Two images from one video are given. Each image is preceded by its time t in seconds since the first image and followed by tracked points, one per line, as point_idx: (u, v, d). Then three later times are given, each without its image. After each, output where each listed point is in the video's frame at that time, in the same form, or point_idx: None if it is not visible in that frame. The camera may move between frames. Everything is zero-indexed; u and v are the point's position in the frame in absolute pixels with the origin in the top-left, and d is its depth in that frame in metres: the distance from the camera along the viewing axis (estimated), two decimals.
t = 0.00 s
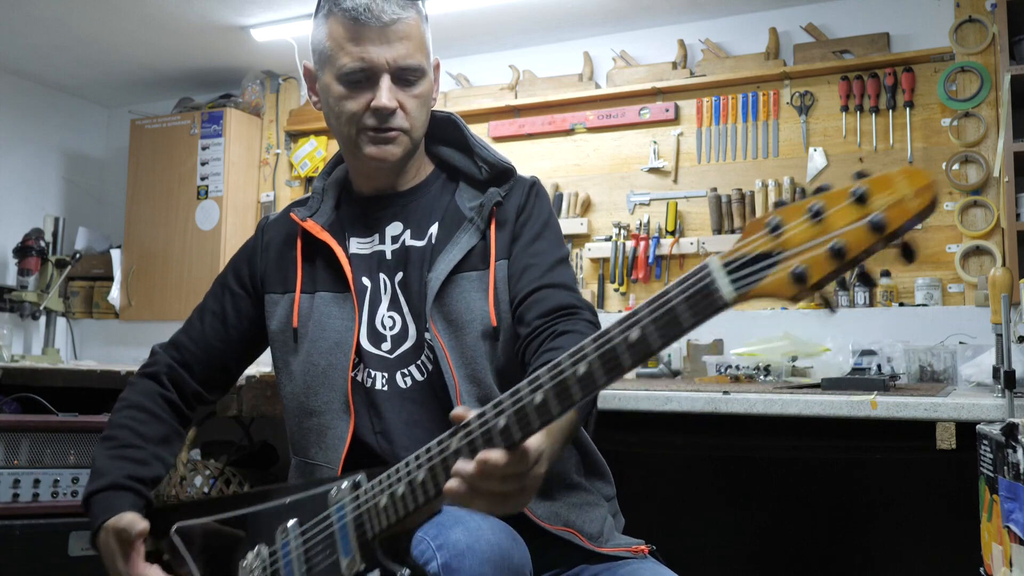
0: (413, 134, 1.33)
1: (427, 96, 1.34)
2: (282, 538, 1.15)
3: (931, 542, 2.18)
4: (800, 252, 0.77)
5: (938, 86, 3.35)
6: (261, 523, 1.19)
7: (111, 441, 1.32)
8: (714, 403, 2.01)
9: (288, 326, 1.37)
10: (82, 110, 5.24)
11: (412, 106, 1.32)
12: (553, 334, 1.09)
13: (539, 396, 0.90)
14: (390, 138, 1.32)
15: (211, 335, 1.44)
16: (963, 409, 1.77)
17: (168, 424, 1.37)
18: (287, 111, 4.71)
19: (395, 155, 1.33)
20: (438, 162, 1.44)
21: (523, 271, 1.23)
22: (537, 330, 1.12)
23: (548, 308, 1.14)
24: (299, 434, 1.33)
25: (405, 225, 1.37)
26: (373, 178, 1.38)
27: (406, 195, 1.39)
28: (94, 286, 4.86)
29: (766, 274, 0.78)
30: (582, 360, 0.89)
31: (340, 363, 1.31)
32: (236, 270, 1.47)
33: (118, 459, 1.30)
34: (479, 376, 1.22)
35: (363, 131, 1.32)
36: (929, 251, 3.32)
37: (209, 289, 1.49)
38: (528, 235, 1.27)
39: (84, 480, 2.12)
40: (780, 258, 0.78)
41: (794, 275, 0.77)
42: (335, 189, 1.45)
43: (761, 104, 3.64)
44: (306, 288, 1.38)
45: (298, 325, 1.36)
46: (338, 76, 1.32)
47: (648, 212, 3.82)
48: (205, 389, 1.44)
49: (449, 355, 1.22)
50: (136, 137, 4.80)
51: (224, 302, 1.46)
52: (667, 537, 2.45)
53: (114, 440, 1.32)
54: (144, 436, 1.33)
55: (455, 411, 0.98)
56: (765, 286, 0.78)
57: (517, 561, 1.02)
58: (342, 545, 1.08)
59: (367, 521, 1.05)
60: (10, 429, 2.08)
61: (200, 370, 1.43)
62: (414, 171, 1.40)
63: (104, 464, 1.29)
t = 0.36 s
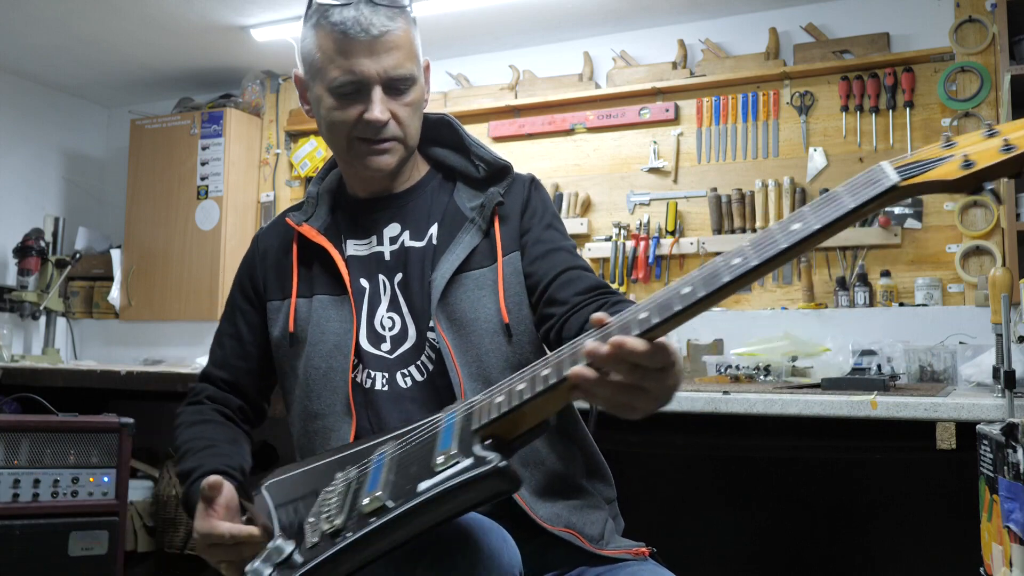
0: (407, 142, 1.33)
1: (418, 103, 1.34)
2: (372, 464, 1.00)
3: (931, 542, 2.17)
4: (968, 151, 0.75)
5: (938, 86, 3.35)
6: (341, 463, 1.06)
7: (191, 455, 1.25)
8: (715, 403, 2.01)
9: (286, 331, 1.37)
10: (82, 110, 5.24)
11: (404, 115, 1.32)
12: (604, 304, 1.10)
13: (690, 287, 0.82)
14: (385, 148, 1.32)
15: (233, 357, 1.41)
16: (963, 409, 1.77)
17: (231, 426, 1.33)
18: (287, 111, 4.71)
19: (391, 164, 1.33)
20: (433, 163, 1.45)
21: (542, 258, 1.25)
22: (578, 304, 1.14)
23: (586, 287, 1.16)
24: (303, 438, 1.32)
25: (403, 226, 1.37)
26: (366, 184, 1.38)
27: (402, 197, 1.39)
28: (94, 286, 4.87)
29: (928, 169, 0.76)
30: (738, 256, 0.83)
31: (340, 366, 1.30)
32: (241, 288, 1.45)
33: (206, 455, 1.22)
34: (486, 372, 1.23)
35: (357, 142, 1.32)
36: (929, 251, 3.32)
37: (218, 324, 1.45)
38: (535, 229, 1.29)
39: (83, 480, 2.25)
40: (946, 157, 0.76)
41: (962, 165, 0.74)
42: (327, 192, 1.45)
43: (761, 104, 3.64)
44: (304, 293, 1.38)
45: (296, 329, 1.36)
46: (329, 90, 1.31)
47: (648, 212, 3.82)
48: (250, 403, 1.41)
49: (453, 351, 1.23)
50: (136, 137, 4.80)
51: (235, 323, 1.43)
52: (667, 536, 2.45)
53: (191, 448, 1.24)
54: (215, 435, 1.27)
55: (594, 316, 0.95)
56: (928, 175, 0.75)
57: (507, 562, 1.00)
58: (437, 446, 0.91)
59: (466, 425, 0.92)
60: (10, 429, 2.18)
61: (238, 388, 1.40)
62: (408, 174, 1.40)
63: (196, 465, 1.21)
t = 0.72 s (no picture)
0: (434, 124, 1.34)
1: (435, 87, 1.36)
2: (420, 468, 1.04)
3: (931, 542, 2.17)
4: None
5: (938, 86, 3.35)
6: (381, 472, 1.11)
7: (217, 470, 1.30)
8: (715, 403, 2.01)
9: (294, 337, 1.37)
10: (82, 110, 5.24)
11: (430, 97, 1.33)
12: (623, 319, 1.11)
13: (749, 321, 0.81)
14: (418, 129, 1.31)
15: (245, 365, 1.44)
16: (963, 409, 1.77)
17: (253, 435, 1.38)
18: (287, 112, 4.71)
19: (424, 146, 1.32)
20: (439, 164, 1.46)
21: (555, 266, 1.25)
22: (591, 317, 1.15)
23: (599, 298, 1.17)
24: (313, 442, 1.33)
25: (413, 228, 1.38)
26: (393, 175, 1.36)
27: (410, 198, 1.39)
28: (94, 286, 4.87)
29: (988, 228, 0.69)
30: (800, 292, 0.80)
31: (351, 371, 1.30)
32: (248, 294, 1.46)
33: (231, 471, 1.28)
34: (499, 374, 1.23)
35: (390, 127, 1.31)
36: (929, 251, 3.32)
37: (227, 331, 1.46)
38: (546, 234, 1.29)
39: (83, 480, 2.26)
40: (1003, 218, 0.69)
41: None
42: (330, 194, 1.45)
43: (761, 104, 3.64)
44: (310, 298, 1.38)
45: (304, 334, 1.36)
46: (353, 82, 1.31)
47: (648, 212, 3.82)
48: (269, 408, 1.45)
49: (467, 350, 1.24)
50: (136, 137, 4.80)
51: (243, 331, 1.45)
52: (668, 536, 2.45)
53: (216, 465, 1.29)
54: (238, 448, 1.33)
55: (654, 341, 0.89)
56: (989, 233, 0.68)
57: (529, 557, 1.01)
58: (489, 456, 0.94)
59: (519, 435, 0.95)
60: (11, 429, 2.19)
61: (255, 395, 1.44)
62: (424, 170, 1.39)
63: (221, 483, 1.26)
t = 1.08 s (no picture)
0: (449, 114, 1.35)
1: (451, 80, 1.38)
2: (373, 506, 1.11)
3: (931, 542, 2.17)
4: (955, 277, 0.75)
5: (938, 86, 3.35)
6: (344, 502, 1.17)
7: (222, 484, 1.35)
8: (714, 403, 2.02)
9: (298, 335, 1.38)
10: (82, 110, 5.24)
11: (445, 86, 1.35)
12: (608, 340, 1.13)
13: (684, 374, 0.87)
14: (433, 113, 1.32)
15: (251, 364, 1.44)
16: (963, 409, 1.77)
17: (261, 442, 1.40)
18: (287, 112, 4.71)
19: (436, 132, 1.32)
20: (446, 165, 1.46)
21: (551, 279, 1.25)
22: (581, 336, 1.15)
23: (590, 317, 1.18)
24: (315, 442, 1.33)
25: (417, 228, 1.38)
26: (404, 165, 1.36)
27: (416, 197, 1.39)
28: (94, 286, 4.87)
29: (919, 289, 0.75)
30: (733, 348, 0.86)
31: (353, 373, 1.30)
32: (253, 292, 1.45)
33: (233, 492, 1.32)
34: (499, 378, 1.23)
35: (404, 110, 1.31)
36: (929, 251, 3.31)
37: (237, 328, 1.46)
38: (548, 242, 1.29)
39: (83, 480, 2.26)
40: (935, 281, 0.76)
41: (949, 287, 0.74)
42: (337, 192, 1.46)
43: (761, 104, 3.64)
44: (314, 297, 1.38)
45: (308, 332, 1.37)
46: (371, 66, 1.34)
47: (648, 212, 3.82)
48: (277, 406, 1.46)
49: (467, 353, 1.24)
50: (136, 137, 4.80)
51: (250, 330, 1.45)
52: (668, 537, 2.45)
53: (221, 481, 1.34)
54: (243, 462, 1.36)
55: (597, 395, 0.97)
56: (917, 295, 0.75)
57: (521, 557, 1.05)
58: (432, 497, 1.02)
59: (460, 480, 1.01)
60: (11, 429, 2.20)
61: (262, 395, 1.44)
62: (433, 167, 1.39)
63: (223, 503, 1.31)
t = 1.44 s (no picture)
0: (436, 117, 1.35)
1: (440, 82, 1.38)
2: (371, 489, 1.10)
3: (931, 543, 2.17)
4: (955, 266, 0.74)
5: (938, 86, 3.35)
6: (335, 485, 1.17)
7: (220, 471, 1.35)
8: (714, 403, 2.01)
9: (290, 332, 1.38)
10: (82, 110, 5.24)
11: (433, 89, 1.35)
12: (606, 338, 1.13)
13: (683, 367, 0.86)
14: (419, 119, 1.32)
15: (249, 360, 1.45)
16: (963, 409, 1.77)
17: (259, 432, 1.41)
18: (287, 112, 4.71)
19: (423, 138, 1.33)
20: (442, 165, 1.46)
21: (547, 278, 1.25)
22: (578, 335, 1.15)
23: (587, 316, 1.18)
24: (307, 438, 1.34)
25: (412, 227, 1.37)
26: (393, 169, 1.37)
27: (410, 196, 1.39)
28: (94, 286, 4.87)
29: (919, 281, 0.75)
30: (732, 339, 0.86)
31: (343, 370, 1.31)
32: (250, 288, 1.46)
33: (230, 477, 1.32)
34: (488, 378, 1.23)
35: (389, 116, 1.32)
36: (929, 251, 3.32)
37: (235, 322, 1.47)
38: (544, 242, 1.29)
39: (83, 480, 2.26)
40: (934, 271, 0.75)
41: (951, 280, 0.73)
42: (332, 191, 1.46)
43: (761, 104, 3.64)
44: (306, 295, 1.39)
45: (299, 329, 1.37)
46: (357, 70, 1.34)
47: (648, 212, 3.82)
48: (276, 400, 1.47)
49: (458, 352, 1.24)
50: (136, 137, 4.80)
51: (247, 327, 1.45)
52: (667, 536, 2.45)
53: (219, 468, 1.35)
54: (240, 450, 1.37)
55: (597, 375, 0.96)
56: (918, 289, 0.74)
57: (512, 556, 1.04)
58: (434, 489, 1.01)
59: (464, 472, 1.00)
60: (11, 429, 2.20)
61: (260, 389, 1.45)
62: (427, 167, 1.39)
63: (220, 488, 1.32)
